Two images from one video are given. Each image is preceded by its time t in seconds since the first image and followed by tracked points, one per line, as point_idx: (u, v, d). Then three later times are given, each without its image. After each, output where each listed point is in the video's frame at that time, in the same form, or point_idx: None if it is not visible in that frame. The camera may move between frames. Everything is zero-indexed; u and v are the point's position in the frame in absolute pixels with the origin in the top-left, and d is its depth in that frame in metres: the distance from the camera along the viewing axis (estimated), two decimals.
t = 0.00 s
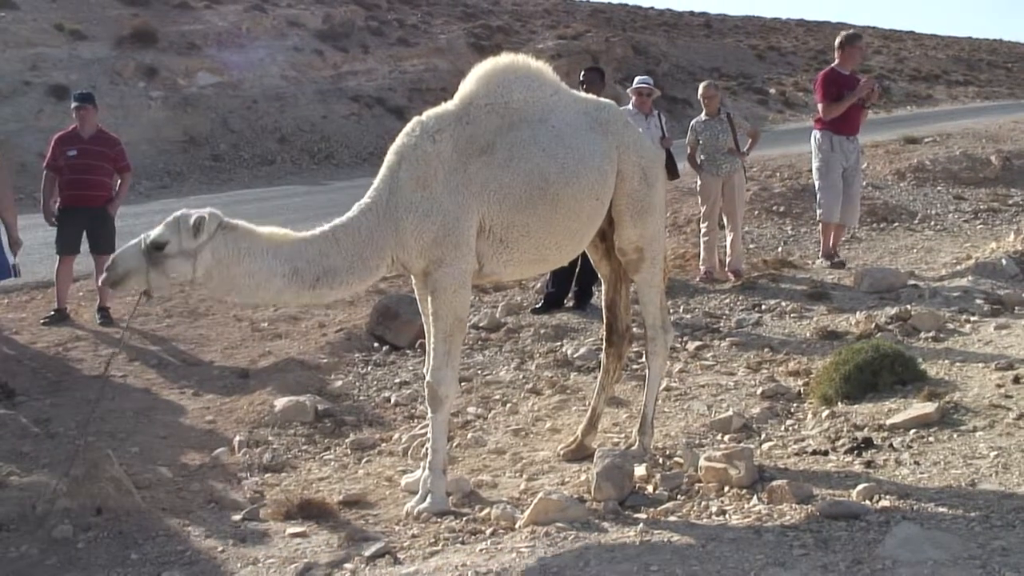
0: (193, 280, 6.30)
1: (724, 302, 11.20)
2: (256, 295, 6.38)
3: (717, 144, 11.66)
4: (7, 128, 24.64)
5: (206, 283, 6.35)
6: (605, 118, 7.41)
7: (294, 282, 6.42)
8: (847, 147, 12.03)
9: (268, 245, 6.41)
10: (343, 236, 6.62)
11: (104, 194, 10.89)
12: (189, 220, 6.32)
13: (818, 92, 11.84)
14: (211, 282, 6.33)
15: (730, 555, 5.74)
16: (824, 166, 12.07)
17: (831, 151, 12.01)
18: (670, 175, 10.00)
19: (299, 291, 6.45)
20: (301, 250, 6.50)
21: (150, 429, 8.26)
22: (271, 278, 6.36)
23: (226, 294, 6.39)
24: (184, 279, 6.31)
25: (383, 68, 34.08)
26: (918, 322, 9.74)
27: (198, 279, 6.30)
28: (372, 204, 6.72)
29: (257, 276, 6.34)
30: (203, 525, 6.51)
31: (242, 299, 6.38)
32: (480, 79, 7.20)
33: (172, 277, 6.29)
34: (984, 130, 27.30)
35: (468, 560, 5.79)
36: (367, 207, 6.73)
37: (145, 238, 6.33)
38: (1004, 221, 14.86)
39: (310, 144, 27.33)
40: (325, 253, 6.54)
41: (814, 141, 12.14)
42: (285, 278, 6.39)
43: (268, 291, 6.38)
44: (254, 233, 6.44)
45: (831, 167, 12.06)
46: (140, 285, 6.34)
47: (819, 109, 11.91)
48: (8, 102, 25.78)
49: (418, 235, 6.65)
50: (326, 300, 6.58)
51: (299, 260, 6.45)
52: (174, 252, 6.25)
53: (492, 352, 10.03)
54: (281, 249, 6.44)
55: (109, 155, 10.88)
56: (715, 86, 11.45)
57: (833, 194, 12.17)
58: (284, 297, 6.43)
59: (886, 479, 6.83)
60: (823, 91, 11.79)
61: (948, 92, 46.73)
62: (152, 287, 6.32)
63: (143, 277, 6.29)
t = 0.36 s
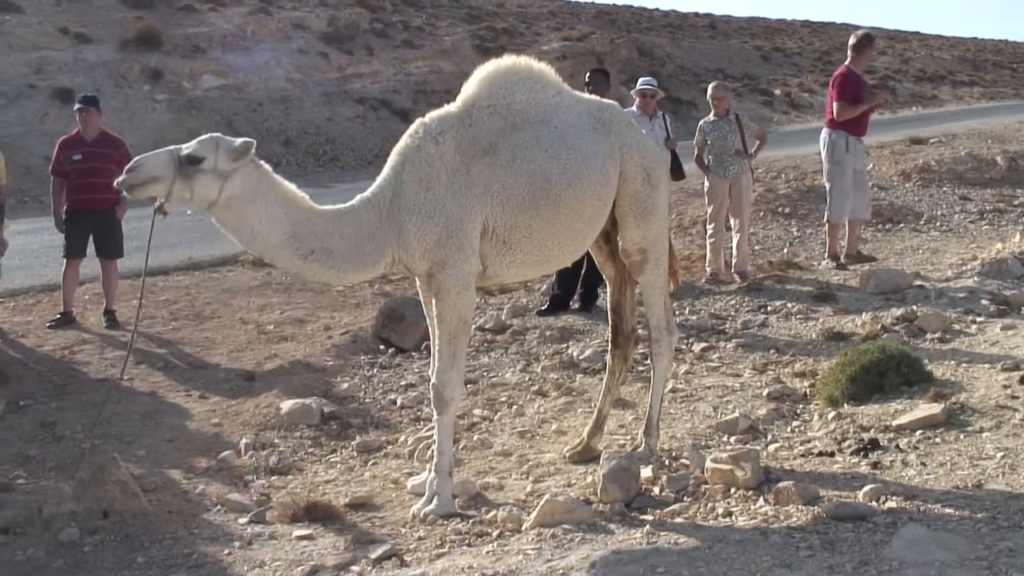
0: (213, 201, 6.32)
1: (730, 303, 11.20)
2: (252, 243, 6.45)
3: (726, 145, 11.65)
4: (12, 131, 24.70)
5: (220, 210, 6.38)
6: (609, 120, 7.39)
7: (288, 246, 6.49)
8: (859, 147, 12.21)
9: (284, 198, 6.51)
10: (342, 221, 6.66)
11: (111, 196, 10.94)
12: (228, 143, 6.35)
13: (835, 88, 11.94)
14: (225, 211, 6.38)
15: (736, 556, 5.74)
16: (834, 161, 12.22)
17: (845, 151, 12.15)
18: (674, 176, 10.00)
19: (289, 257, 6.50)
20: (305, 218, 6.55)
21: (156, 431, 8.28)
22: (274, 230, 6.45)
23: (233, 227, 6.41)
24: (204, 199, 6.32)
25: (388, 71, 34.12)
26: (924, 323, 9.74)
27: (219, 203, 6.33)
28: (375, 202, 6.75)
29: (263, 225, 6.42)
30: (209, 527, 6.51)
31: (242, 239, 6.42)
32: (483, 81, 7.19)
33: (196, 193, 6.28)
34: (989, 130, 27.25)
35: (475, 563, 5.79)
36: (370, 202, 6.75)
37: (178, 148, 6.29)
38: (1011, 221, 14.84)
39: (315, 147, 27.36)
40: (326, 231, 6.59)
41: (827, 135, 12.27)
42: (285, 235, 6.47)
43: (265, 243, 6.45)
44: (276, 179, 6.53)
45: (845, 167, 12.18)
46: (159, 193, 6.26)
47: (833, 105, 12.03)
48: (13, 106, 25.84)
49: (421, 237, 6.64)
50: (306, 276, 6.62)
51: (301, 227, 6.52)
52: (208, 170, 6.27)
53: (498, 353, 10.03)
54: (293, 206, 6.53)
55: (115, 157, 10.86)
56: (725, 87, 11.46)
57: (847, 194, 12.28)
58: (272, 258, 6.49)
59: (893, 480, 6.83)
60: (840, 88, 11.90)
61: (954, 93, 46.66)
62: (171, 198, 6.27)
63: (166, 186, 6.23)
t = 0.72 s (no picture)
0: (244, 171, 6.31)
1: (734, 312, 11.19)
2: (266, 221, 6.41)
3: (732, 152, 11.68)
4: (17, 140, 24.74)
5: (248, 180, 6.37)
6: (611, 129, 7.40)
7: (297, 233, 6.45)
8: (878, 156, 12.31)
9: (306, 184, 6.52)
10: (348, 219, 6.61)
11: (117, 204, 10.94)
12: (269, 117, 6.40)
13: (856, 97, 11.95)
14: (254, 182, 6.36)
15: (742, 566, 5.72)
16: (856, 168, 12.28)
17: (866, 158, 12.24)
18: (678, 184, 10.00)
19: (295, 244, 6.46)
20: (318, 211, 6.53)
21: (161, 440, 8.27)
22: (291, 212, 6.43)
23: (256, 200, 6.38)
24: (237, 167, 6.30)
25: (391, 79, 34.17)
26: (929, 331, 9.72)
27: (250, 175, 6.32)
28: (379, 208, 6.71)
29: (282, 205, 6.40)
30: (213, 537, 6.49)
31: (259, 215, 6.38)
32: (485, 91, 7.20)
33: (232, 158, 6.27)
34: (992, 137, 27.24)
35: (480, 572, 5.77)
36: (374, 207, 6.71)
37: (222, 113, 6.30)
38: (1015, 229, 14.82)
39: (319, 156, 27.38)
40: (335, 227, 6.55)
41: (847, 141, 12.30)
42: (299, 221, 6.45)
43: (278, 224, 6.41)
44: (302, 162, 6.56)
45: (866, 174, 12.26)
46: (197, 151, 6.22)
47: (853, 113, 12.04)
48: (18, 116, 25.90)
49: (425, 244, 6.62)
50: (305, 267, 6.55)
51: (315, 217, 6.50)
52: (247, 139, 6.28)
53: (502, 362, 10.02)
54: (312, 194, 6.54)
55: (119, 165, 10.90)
56: (732, 96, 11.52)
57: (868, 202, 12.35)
58: (279, 240, 6.43)
59: (899, 489, 6.80)
60: (862, 97, 11.91)
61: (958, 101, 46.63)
62: (207, 160, 6.23)
63: (207, 145, 6.20)
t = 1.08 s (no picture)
0: (280, 170, 6.24)
1: (750, 319, 11.15)
2: (294, 222, 6.33)
3: (749, 159, 11.66)
4: (35, 147, 24.86)
5: (282, 180, 6.29)
6: (626, 136, 7.39)
7: (321, 236, 6.38)
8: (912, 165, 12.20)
9: (334, 188, 6.46)
10: (369, 225, 6.56)
11: (134, 211, 10.95)
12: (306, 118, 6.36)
13: (897, 107, 11.66)
14: (288, 182, 6.29)
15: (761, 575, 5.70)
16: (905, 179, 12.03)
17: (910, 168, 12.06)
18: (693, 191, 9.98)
19: (319, 247, 6.39)
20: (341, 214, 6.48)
21: (178, 446, 8.28)
22: (319, 215, 6.36)
23: (287, 201, 6.31)
24: (275, 166, 6.23)
25: (406, 87, 34.24)
26: (947, 339, 9.67)
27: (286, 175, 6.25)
28: (397, 215, 6.68)
29: (311, 207, 6.34)
30: (230, 543, 6.49)
31: (289, 216, 6.31)
32: (501, 99, 7.20)
33: (273, 157, 6.20)
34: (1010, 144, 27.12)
35: None
36: (392, 213, 6.68)
37: (263, 111, 6.23)
38: None
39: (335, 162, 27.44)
40: (357, 232, 6.50)
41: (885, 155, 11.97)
42: (325, 224, 6.39)
43: (306, 225, 6.34)
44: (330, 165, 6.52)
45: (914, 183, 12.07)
46: (239, 148, 6.14)
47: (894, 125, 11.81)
48: (36, 124, 26.04)
49: (442, 252, 6.60)
50: (325, 271, 6.47)
51: (339, 221, 6.45)
52: (287, 139, 6.23)
53: (517, 369, 10.01)
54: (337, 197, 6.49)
55: (137, 172, 10.93)
56: (749, 103, 11.46)
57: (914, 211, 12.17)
58: (303, 242, 6.35)
59: (918, 498, 6.76)
60: (903, 105, 11.65)
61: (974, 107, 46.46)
62: (248, 158, 6.16)
63: (251, 143, 6.13)
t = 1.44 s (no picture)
0: (316, 175, 6.29)
1: (779, 326, 11.11)
2: (327, 226, 6.38)
3: (778, 165, 11.63)
4: (66, 153, 25.08)
5: (317, 185, 6.33)
6: (655, 142, 7.38)
7: (353, 240, 6.43)
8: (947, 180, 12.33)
9: (367, 192, 6.49)
10: (400, 230, 6.59)
11: (165, 217, 11.03)
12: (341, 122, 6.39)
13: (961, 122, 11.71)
14: (323, 187, 6.33)
15: None
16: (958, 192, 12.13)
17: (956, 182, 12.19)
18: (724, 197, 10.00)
19: (351, 252, 6.43)
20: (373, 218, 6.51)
21: (207, 450, 8.33)
22: (353, 219, 6.41)
23: (322, 205, 6.35)
24: (311, 171, 6.27)
25: (433, 93, 34.35)
26: (978, 346, 9.60)
27: (321, 180, 6.29)
28: (426, 221, 6.70)
29: (345, 212, 6.38)
30: (257, 547, 6.51)
31: (324, 221, 6.35)
32: (531, 105, 7.21)
33: (309, 162, 6.24)
34: None
35: None
36: (422, 218, 6.70)
37: (300, 116, 6.27)
38: None
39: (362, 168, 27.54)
40: (388, 237, 6.54)
41: (949, 170, 11.91)
42: (357, 229, 6.42)
43: (339, 230, 6.38)
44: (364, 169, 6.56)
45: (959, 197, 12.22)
46: (277, 153, 6.19)
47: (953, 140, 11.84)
48: (67, 130, 26.28)
49: (471, 258, 6.62)
50: (356, 275, 6.51)
51: (370, 226, 6.47)
52: (324, 144, 6.26)
53: (544, 376, 10.01)
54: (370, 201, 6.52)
55: (170, 179, 11.00)
56: (778, 110, 11.43)
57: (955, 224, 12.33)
58: (337, 246, 6.39)
59: (948, 507, 6.71)
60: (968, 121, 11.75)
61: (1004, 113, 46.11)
62: (285, 163, 6.20)
63: (289, 149, 6.18)
